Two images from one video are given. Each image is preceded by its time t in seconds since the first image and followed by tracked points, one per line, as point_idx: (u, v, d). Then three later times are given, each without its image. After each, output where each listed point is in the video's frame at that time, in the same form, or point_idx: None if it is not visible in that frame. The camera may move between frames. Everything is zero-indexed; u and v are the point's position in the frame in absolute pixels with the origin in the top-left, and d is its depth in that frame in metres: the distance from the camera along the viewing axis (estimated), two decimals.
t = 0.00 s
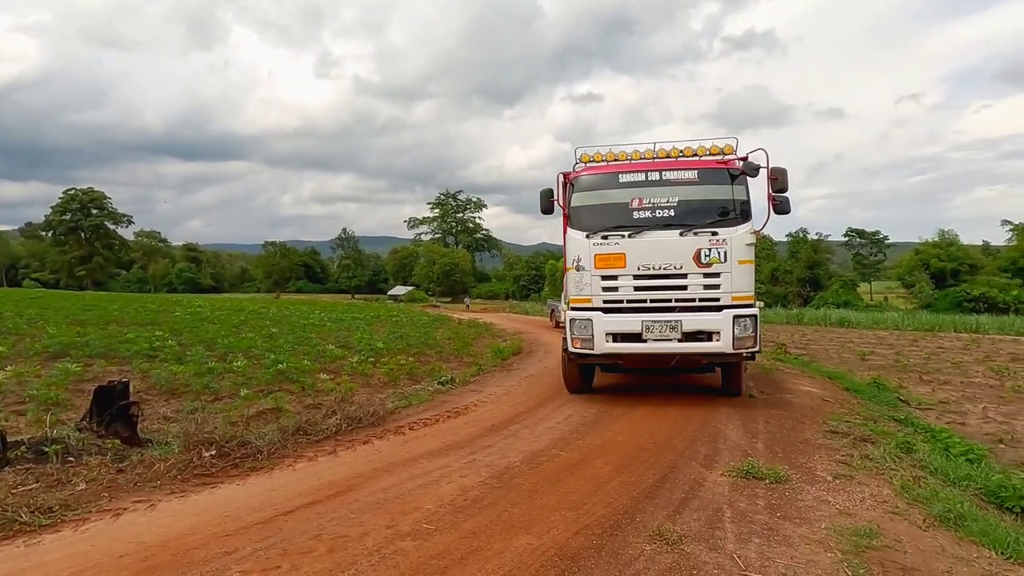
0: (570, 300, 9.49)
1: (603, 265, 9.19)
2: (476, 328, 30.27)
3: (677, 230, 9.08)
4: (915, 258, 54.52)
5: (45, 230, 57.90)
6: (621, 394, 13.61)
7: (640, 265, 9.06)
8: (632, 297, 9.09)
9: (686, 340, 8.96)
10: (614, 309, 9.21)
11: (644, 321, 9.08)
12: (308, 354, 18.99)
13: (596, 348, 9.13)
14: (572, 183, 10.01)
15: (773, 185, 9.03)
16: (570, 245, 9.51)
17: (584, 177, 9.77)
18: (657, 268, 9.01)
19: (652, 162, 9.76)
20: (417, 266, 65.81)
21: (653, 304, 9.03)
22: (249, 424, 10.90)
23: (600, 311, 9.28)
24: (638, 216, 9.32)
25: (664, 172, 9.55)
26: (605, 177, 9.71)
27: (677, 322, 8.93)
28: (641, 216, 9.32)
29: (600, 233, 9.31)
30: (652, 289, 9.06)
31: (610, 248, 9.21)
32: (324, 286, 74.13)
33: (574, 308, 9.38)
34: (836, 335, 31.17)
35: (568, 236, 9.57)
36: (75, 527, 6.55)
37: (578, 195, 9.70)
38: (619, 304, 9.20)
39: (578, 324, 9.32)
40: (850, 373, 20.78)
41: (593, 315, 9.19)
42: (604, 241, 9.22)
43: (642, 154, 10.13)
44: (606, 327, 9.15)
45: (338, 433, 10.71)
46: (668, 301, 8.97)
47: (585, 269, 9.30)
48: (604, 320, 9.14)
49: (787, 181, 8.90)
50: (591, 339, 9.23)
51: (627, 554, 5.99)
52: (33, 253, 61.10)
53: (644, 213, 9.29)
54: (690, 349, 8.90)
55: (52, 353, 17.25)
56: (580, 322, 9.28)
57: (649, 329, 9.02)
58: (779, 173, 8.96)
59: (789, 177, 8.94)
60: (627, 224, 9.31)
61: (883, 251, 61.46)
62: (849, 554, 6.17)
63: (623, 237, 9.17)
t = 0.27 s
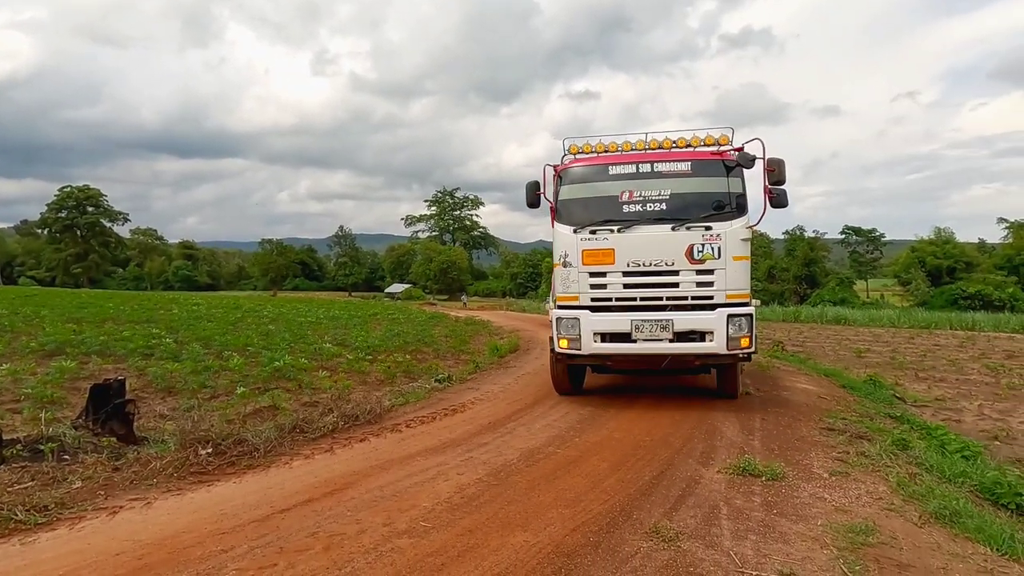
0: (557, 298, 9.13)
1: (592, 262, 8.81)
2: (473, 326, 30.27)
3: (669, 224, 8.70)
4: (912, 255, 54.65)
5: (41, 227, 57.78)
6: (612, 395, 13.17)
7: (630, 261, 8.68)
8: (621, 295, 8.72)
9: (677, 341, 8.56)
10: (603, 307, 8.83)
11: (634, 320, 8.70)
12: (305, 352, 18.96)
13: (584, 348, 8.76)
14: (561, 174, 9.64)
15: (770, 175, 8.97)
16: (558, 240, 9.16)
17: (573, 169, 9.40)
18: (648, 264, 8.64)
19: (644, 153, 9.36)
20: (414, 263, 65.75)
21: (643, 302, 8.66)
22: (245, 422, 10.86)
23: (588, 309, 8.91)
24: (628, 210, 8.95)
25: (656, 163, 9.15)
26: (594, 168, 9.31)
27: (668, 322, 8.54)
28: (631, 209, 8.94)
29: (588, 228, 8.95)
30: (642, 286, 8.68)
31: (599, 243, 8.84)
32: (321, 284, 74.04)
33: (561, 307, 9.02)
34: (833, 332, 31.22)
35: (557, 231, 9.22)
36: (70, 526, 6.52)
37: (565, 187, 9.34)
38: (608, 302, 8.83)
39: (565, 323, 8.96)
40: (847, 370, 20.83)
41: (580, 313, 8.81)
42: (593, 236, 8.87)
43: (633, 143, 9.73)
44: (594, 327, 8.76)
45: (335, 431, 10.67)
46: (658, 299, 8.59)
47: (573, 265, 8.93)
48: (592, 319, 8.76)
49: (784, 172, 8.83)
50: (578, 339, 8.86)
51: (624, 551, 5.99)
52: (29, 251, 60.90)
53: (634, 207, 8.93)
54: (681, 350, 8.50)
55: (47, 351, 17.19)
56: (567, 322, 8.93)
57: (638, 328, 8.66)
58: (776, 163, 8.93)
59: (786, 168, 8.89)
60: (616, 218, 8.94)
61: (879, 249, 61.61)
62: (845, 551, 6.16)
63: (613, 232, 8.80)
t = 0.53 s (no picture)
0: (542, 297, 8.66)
1: (577, 258, 8.35)
2: (471, 323, 30.29)
3: (659, 219, 8.21)
4: (908, 252, 54.77)
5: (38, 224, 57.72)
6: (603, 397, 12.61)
7: (617, 258, 8.19)
8: (607, 294, 8.23)
9: (667, 343, 8.06)
10: (590, 307, 8.35)
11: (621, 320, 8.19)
12: (302, 350, 18.94)
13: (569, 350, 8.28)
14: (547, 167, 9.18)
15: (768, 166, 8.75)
16: (542, 236, 8.69)
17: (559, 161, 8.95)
18: (636, 261, 8.15)
19: (633, 144, 8.87)
20: (411, 261, 65.73)
21: (631, 302, 8.16)
22: (242, 420, 10.85)
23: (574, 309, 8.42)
24: (616, 204, 8.47)
25: (645, 155, 8.67)
26: (580, 160, 8.85)
27: (658, 322, 8.02)
28: (620, 203, 8.46)
29: (574, 223, 8.48)
30: (630, 284, 8.18)
31: (586, 239, 8.35)
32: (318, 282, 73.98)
33: (545, 306, 8.55)
34: (830, 330, 31.28)
35: (541, 226, 8.75)
36: (67, 524, 6.51)
37: (551, 180, 8.88)
38: (594, 301, 8.33)
39: (550, 323, 8.48)
40: (843, 367, 20.88)
41: (565, 313, 8.32)
42: (579, 232, 8.39)
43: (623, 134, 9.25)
44: (579, 327, 8.26)
45: (333, 428, 10.68)
46: (647, 298, 8.10)
47: (558, 262, 8.46)
48: (577, 319, 8.26)
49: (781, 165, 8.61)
50: (563, 340, 8.38)
51: (621, 548, 6.00)
52: (26, 248, 60.76)
53: (622, 201, 8.46)
54: (672, 352, 8.00)
55: (44, 348, 17.17)
56: (552, 322, 8.44)
57: (627, 329, 8.14)
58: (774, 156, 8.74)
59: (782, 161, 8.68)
60: (604, 213, 8.46)
61: (876, 247, 61.73)
62: (841, 548, 6.16)
63: (599, 227, 8.32)
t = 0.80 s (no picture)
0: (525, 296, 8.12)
1: (562, 257, 7.78)
2: (469, 322, 30.27)
3: (649, 214, 7.63)
4: (905, 251, 54.86)
5: (35, 223, 57.63)
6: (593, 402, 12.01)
7: (604, 256, 7.62)
8: (594, 294, 7.68)
9: (657, 345, 7.52)
10: (575, 307, 7.81)
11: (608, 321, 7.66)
12: (300, 349, 18.89)
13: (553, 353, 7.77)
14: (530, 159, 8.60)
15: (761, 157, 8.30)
16: (525, 231, 8.11)
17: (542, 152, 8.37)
18: (624, 259, 7.57)
19: (622, 134, 8.28)
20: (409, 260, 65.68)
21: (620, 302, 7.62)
22: (240, 419, 10.80)
23: (559, 309, 7.88)
24: (603, 198, 7.89)
25: (635, 146, 8.07)
26: (566, 151, 8.27)
27: (646, 324, 7.48)
28: (606, 197, 7.88)
29: (558, 218, 7.90)
30: (617, 283, 7.62)
31: (571, 236, 7.78)
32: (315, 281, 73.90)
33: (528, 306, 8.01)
34: (827, 328, 31.32)
35: (524, 221, 8.18)
36: (64, 523, 6.48)
37: (533, 173, 8.31)
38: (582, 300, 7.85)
39: (533, 324, 7.96)
40: (841, 366, 20.89)
41: (549, 314, 7.80)
42: (563, 227, 7.83)
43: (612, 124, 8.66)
44: (564, 328, 7.73)
45: (331, 428, 10.64)
46: (636, 299, 7.54)
47: (541, 260, 7.90)
48: (561, 320, 7.73)
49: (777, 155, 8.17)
50: (546, 343, 7.84)
51: (620, 547, 5.98)
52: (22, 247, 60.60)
53: (610, 195, 7.87)
54: (662, 356, 7.46)
55: (40, 347, 17.10)
56: (535, 323, 7.92)
57: (614, 330, 7.60)
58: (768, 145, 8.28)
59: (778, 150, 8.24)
60: (590, 207, 7.89)
61: (873, 246, 61.83)
62: (839, 546, 6.15)
63: (585, 223, 7.74)
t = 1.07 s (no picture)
0: (505, 298, 7.82)
1: (544, 254, 7.51)
2: (466, 322, 30.30)
3: (635, 210, 7.34)
4: (902, 251, 55.01)
5: (32, 223, 57.53)
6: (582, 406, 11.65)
7: (587, 253, 7.35)
8: (576, 295, 7.38)
9: (643, 349, 7.20)
10: (558, 308, 7.52)
11: (592, 324, 7.32)
12: (298, 348, 18.91)
13: (533, 357, 7.43)
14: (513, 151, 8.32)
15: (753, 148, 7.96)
16: (506, 229, 7.86)
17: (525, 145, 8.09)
18: (608, 257, 7.30)
19: (609, 126, 7.98)
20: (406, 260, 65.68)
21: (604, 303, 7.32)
22: (237, 419, 10.82)
23: (540, 311, 7.58)
24: (587, 193, 7.62)
25: (622, 138, 7.78)
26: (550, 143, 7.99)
27: (632, 327, 7.15)
28: (591, 192, 7.61)
29: (540, 214, 7.64)
30: (601, 283, 7.33)
31: (553, 233, 7.52)
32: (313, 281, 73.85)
33: (508, 308, 7.70)
34: (824, 328, 31.40)
35: (505, 219, 7.93)
36: (61, 523, 6.49)
37: (516, 166, 8.03)
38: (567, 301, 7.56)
39: (513, 328, 7.64)
40: (837, 365, 20.96)
41: (530, 315, 7.50)
42: (545, 224, 7.56)
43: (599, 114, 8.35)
44: (545, 331, 7.42)
45: (328, 427, 10.66)
46: (621, 299, 7.23)
47: (521, 259, 7.63)
48: (542, 322, 7.42)
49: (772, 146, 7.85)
50: (527, 346, 7.53)
51: (617, 546, 6.02)
52: (18, 246, 60.45)
53: (595, 189, 7.60)
54: (647, 360, 7.13)
55: (37, 347, 17.10)
56: (515, 326, 7.60)
57: (598, 334, 7.27)
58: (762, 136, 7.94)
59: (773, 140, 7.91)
60: (574, 203, 7.62)
61: (870, 245, 61.97)
62: (835, 544, 6.20)
63: (568, 219, 7.49)
